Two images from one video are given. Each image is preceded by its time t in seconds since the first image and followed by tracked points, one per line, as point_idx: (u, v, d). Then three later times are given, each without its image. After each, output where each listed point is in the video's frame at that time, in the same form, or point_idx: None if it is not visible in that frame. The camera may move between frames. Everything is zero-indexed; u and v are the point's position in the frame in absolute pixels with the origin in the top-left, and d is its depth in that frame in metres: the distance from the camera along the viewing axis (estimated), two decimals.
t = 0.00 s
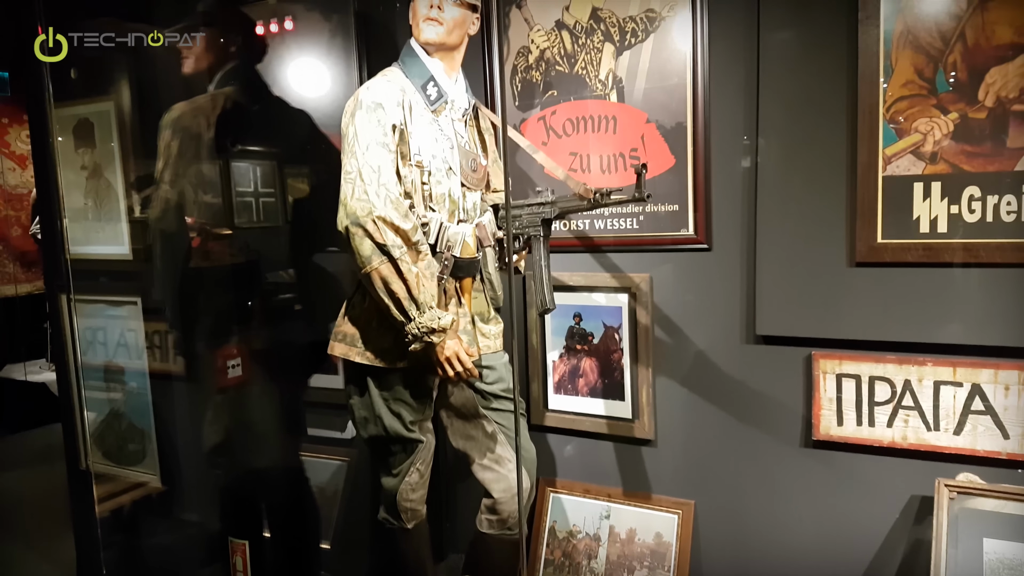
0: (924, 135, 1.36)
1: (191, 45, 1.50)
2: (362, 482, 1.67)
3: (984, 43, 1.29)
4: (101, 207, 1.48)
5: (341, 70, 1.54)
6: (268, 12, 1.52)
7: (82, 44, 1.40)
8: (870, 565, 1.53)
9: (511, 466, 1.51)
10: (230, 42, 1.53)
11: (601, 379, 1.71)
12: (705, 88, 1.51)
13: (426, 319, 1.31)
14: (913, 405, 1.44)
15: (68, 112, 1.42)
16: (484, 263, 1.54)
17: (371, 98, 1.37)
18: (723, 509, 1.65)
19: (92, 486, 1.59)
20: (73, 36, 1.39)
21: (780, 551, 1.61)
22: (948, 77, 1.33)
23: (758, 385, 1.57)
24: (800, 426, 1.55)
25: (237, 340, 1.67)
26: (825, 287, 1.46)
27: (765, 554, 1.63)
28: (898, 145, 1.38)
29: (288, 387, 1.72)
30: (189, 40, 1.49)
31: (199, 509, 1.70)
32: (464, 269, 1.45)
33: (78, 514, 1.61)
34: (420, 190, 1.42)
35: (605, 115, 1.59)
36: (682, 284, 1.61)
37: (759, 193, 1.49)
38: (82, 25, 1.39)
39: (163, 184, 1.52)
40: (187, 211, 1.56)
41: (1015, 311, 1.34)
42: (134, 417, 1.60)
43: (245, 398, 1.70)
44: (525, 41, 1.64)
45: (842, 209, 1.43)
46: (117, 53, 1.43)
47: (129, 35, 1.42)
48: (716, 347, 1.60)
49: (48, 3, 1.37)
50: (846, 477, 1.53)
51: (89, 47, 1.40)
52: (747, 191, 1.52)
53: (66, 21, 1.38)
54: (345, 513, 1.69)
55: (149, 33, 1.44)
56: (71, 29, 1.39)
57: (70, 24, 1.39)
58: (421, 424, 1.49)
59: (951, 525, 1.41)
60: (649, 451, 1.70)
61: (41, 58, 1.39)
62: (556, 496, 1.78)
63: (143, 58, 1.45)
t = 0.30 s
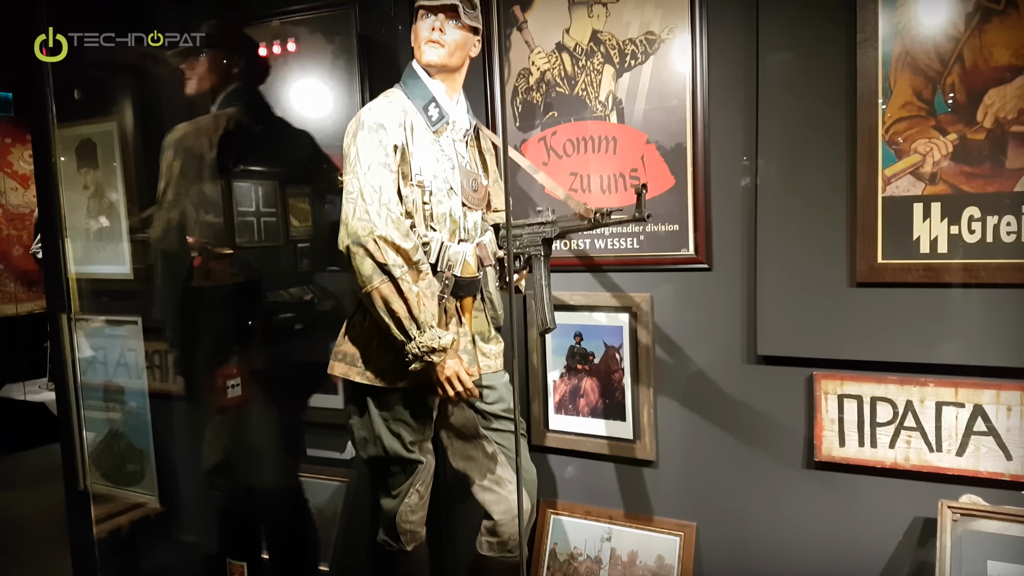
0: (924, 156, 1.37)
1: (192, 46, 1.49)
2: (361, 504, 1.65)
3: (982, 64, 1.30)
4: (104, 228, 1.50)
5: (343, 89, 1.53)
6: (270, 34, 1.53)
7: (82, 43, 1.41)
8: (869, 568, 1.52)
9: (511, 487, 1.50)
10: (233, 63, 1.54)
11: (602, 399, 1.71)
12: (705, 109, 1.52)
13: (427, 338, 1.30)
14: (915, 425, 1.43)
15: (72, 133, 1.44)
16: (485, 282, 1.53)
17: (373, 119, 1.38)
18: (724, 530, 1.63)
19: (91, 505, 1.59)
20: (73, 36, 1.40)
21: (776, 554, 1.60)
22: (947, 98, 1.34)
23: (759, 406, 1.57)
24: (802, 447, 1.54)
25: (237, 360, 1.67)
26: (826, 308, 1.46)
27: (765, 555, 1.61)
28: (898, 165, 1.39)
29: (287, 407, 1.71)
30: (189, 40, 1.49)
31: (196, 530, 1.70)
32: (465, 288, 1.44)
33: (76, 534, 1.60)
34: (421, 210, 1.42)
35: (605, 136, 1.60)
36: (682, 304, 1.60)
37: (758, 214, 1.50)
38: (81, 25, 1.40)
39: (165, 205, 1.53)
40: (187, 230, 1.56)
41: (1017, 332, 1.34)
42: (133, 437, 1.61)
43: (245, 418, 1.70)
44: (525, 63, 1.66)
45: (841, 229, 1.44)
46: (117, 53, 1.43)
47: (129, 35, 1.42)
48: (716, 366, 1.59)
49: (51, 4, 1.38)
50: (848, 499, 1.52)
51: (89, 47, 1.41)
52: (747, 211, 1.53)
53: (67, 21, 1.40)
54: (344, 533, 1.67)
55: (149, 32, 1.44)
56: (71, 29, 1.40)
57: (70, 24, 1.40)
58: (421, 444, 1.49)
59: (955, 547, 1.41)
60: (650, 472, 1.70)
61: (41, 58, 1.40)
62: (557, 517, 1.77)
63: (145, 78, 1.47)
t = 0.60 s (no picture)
0: (923, 176, 1.37)
1: (192, 46, 1.49)
2: (360, 522, 1.70)
3: (981, 85, 1.31)
4: (106, 247, 1.48)
5: (345, 110, 1.62)
6: (274, 54, 1.59)
7: (81, 43, 1.40)
8: None
9: (512, 508, 1.49)
10: (236, 84, 1.58)
11: (603, 419, 1.70)
12: (705, 129, 1.53)
13: (426, 357, 1.30)
14: (918, 446, 1.43)
15: (75, 152, 1.41)
16: (486, 300, 1.53)
17: (375, 139, 1.39)
18: (727, 552, 1.62)
19: (88, 527, 1.54)
20: (73, 36, 1.39)
21: (775, 558, 1.58)
22: (946, 119, 1.34)
23: (761, 426, 1.56)
24: (804, 468, 1.54)
25: (237, 379, 1.69)
26: (827, 328, 1.46)
27: (765, 556, 1.59)
28: (898, 185, 1.39)
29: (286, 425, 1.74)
30: (189, 39, 1.48)
31: (192, 551, 1.68)
32: (466, 306, 1.45)
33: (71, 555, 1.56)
34: (422, 229, 1.42)
35: (605, 155, 1.61)
36: (682, 323, 1.60)
37: (759, 233, 1.50)
38: (81, 25, 1.39)
39: (167, 224, 1.53)
40: (190, 250, 1.58)
41: (1019, 351, 1.33)
42: (132, 457, 1.58)
43: (243, 437, 1.71)
44: (526, 84, 1.67)
45: (842, 248, 1.44)
46: (117, 53, 1.42)
47: (129, 35, 1.41)
48: (716, 385, 1.59)
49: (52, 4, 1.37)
50: (850, 520, 1.51)
51: (89, 47, 1.40)
52: (747, 229, 1.53)
53: (67, 22, 1.38)
54: (345, 551, 1.71)
55: (149, 32, 1.43)
56: (71, 29, 1.38)
57: (70, 24, 1.38)
58: (421, 464, 1.48)
59: (959, 568, 1.40)
60: (652, 493, 1.68)
61: (40, 58, 1.38)
62: (557, 538, 1.76)
63: (149, 98, 1.48)
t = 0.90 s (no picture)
0: (922, 196, 1.37)
1: (192, 46, 1.49)
2: (359, 541, 1.71)
3: (980, 105, 1.31)
4: (108, 266, 1.49)
5: (347, 128, 1.65)
6: (276, 75, 1.59)
7: (81, 43, 1.40)
8: None
9: (512, 528, 1.49)
10: (238, 103, 1.58)
11: (604, 438, 1.69)
12: (704, 148, 1.53)
13: (426, 376, 1.30)
14: (920, 465, 1.42)
15: (77, 171, 1.42)
16: (486, 319, 1.53)
17: (376, 158, 1.39)
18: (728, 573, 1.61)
19: (84, 548, 1.52)
20: (73, 36, 1.39)
21: (772, 561, 1.57)
22: (944, 139, 1.35)
23: (763, 446, 1.55)
24: (805, 488, 1.53)
25: (236, 399, 1.68)
26: (827, 347, 1.46)
27: None
28: (898, 205, 1.39)
29: (286, 445, 1.74)
30: (189, 40, 1.48)
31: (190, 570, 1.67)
32: (466, 324, 1.43)
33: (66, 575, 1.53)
34: (423, 248, 1.42)
35: (605, 174, 1.62)
36: (683, 342, 1.60)
37: (759, 253, 1.50)
38: (82, 25, 1.39)
39: (168, 242, 1.55)
40: (191, 268, 1.58)
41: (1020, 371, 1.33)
42: (130, 476, 1.58)
43: (242, 456, 1.70)
44: (526, 104, 1.68)
45: (842, 268, 1.44)
46: (117, 53, 1.43)
47: (129, 35, 1.42)
48: (717, 405, 1.58)
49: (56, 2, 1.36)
50: (853, 541, 1.50)
51: (89, 47, 1.40)
52: (747, 248, 1.53)
53: (67, 21, 1.38)
54: (345, 569, 1.76)
55: (149, 32, 1.43)
56: (71, 29, 1.38)
57: (70, 24, 1.38)
58: (420, 484, 1.48)
59: None
60: (654, 513, 1.67)
61: (40, 58, 1.37)
62: (557, 559, 1.74)
63: (151, 119, 1.50)
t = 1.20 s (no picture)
0: (922, 214, 1.38)
1: (191, 46, 1.51)
2: (359, 559, 1.64)
3: (979, 123, 1.32)
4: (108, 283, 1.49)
5: (347, 146, 1.63)
6: (278, 94, 1.60)
7: (81, 43, 1.41)
8: None
9: (511, 547, 1.49)
10: (239, 121, 1.60)
11: (604, 456, 1.69)
12: (704, 165, 1.54)
13: (426, 393, 1.30)
14: (922, 483, 1.41)
15: (78, 188, 1.43)
16: (486, 335, 1.53)
17: (377, 175, 1.39)
18: None
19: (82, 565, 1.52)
20: (73, 36, 1.40)
21: None
22: (943, 157, 1.35)
23: (763, 463, 1.55)
24: (807, 506, 1.52)
25: (235, 416, 1.68)
26: (828, 365, 1.45)
27: None
28: (898, 223, 1.39)
29: (285, 463, 1.73)
30: (189, 40, 1.50)
31: None
32: (466, 341, 1.44)
33: None
34: (423, 264, 1.42)
35: (605, 192, 1.62)
36: (683, 360, 1.60)
37: (759, 271, 1.50)
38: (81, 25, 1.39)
39: (168, 259, 1.54)
40: (191, 285, 1.58)
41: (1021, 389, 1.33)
42: (129, 493, 1.58)
43: (241, 473, 1.70)
44: (526, 122, 1.69)
45: (842, 286, 1.44)
46: (117, 53, 1.43)
47: (130, 35, 1.43)
48: (718, 422, 1.58)
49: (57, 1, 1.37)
50: (854, 560, 1.50)
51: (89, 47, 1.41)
52: (746, 265, 1.53)
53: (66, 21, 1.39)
54: None
55: (149, 32, 1.44)
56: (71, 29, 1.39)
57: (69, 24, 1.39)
58: (420, 501, 1.47)
59: None
60: (655, 532, 1.67)
61: (40, 58, 1.37)
62: None
63: (153, 136, 1.51)
